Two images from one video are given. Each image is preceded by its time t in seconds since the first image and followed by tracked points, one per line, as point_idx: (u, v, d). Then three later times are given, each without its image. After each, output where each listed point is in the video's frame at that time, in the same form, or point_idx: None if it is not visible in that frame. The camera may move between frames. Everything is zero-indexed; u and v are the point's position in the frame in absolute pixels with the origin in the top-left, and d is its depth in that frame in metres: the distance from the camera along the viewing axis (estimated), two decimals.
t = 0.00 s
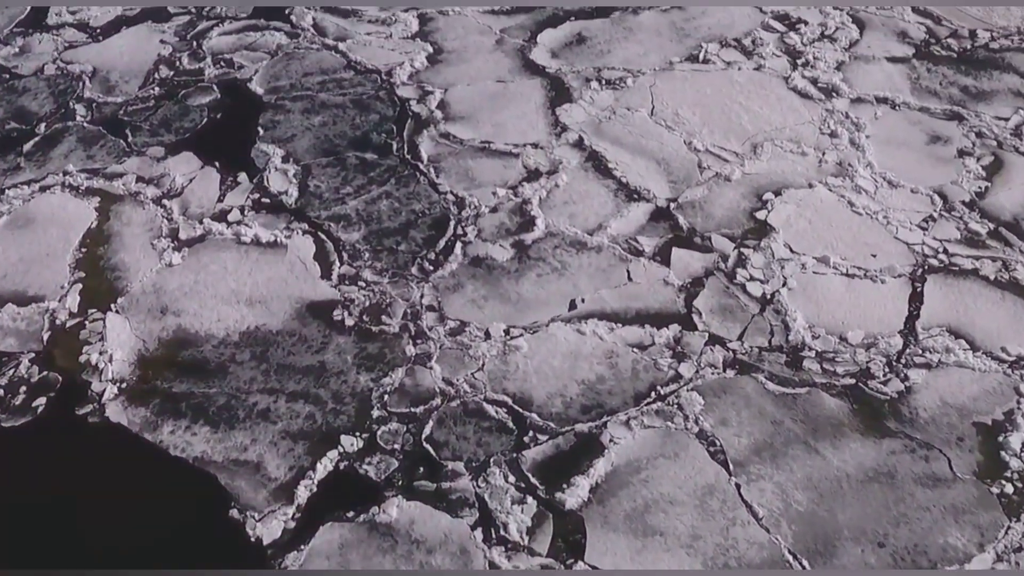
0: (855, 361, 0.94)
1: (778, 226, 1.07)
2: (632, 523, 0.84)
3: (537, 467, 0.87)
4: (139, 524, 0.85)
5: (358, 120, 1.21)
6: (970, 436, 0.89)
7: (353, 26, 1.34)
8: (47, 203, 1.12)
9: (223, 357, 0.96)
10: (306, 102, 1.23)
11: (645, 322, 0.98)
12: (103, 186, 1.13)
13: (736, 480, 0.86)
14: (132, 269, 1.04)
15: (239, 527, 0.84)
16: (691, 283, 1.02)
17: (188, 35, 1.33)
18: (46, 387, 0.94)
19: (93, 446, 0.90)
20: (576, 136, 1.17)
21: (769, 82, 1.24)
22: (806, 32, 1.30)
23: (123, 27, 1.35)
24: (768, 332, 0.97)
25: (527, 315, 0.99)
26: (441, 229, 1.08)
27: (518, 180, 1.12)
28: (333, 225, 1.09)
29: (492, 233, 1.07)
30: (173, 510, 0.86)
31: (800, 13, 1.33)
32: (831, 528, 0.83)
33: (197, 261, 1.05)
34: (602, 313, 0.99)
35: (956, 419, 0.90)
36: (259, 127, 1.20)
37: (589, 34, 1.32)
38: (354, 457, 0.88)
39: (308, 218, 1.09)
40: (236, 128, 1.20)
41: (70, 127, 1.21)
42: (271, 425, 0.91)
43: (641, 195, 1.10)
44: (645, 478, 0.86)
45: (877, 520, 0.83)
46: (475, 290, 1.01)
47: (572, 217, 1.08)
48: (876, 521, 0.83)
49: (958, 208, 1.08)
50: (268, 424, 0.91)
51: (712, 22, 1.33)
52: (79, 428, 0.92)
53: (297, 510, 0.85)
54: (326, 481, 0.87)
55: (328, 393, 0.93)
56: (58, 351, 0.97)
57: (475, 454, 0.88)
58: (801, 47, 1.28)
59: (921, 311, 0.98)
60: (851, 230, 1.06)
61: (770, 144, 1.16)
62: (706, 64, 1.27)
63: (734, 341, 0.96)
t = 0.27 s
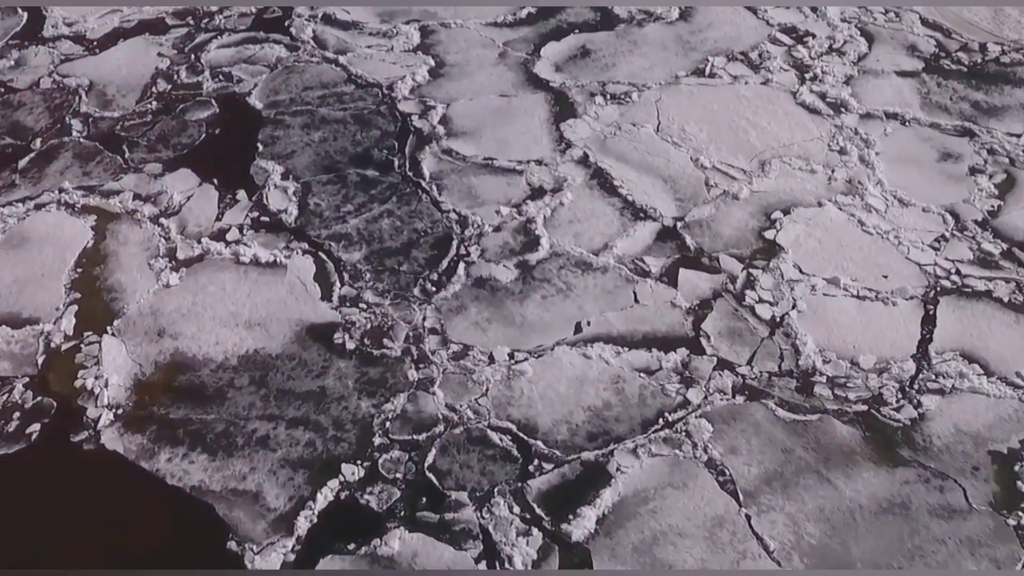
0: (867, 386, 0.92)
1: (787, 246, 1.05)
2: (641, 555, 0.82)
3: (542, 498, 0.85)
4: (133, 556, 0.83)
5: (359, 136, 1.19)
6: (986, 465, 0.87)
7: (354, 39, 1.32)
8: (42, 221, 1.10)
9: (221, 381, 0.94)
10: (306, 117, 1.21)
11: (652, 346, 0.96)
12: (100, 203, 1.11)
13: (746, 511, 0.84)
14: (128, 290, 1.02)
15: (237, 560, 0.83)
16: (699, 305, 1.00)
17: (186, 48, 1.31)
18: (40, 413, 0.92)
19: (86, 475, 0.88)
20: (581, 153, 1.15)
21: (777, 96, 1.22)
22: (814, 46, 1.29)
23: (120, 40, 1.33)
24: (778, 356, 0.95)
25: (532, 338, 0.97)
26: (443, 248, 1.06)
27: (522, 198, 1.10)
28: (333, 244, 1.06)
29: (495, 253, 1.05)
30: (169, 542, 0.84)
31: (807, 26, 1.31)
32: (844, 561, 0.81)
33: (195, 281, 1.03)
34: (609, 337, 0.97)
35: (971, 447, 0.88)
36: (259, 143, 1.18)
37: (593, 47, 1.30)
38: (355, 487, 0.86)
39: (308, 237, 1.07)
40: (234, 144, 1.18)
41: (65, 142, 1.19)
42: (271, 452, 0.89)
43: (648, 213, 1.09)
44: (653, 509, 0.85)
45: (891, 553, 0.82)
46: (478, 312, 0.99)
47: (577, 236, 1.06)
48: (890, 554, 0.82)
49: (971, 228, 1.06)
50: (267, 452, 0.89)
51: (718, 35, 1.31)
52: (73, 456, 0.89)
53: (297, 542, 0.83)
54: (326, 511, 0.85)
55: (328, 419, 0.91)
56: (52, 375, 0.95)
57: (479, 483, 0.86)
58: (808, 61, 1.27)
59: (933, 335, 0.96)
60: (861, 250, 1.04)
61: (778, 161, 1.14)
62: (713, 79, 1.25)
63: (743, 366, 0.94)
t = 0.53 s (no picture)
0: (880, 413, 0.91)
1: (796, 267, 1.03)
2: None
3: (548, 530, 0.84)
4: None
5: (360, 152, 1.17)
6: (1002, 496, 0.85)
7: (355, 51, 1.30)
8: (38, 241, 1.08)
9: (220, 407, 0.92)
10: (306, 133, 1.19)
11: (660, 371, 0.94)
12: (96, 222, 1.09)
13: (756, 543, 0.83)
14: (125, 313, 1.00)
15: None
16: (708, 328, 0.98)
17: (184, 61, 1.29)
18: (34, 440, 0.90)
19: (80, 506, 0.86)
20: (586, 169, 1.13)
21: (785, 112, 1.20)
22: (822, 59, 1.27)
23: (118, 53, 1.31)
24: (788, 381, 0.93)
25: (537, 363, 0.95)
26: (446, 269, 1.04)
27: (526, 217, 1.08)
28: (334, 264, 1.04)
29: (499, 274, 1.03)
30: None
31: (816, 40, 1.29)
32: None
33: (193, 303, 1.01)
34: (615, 361, 0.95)
35: (987, 477, 0.86)
36: (258, 159, 1.16)
37: (598, 60, 1.28)
38: (356, 518, 0.85)
39: (308, 257, 1.05)
40: (233, 160, 1.16)
41: (61, 158, 1.17)
42: (270, 482, 0.87)
43: (654, 232, 1.07)
44: (661, 541, 0.83)
45: None
46: (482, 335, 0.98)
47: (582, 256, 1.04)
48: None
49: (984, 248, 1.04)
50: (267, 481, 0.87)
51: (724, 48, 1.29)
52: (68, 485, 0.88)
53: None
54: (327, 544, 0.83)
55: (329, 447, 0.89)
56: (47, 401, 0.93)
57: (483, 515, 0.85)
58: (817, 75, 1.25)
59: (947, 359, 0.94)
60: (872, 271, 1.02)
61: (787, 179, 1.12)
62: (720, 93, 1.23)
63: (752, 392, 0.92)
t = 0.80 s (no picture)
0: (893, 441, 0.89)
1: (806, 289, 1.01)
2: None
3: (554, 563, 0.82)
4: None
5: (362, 169, 1.14)
6: (1019, 528, 0.84)
7: (356, 65, 1.28)
8: (33, 260, 1.06)
9: (218, 434, 0.90)
10: (306, 149, 1.17)
11: (668, 397, 0.92)
12: (93, 241, 1.07)
13: None
14: (122, 336, 0.98)
15: None
16: (716, 352, 0.96)
17: (183, 75, 1.28)
18: (28, 469, 0.88)
19: (76, 538, 0.85)
20: (592, 187, 1.11)
21: (793, 127, 1.18)
22: (831, 73, 1.25)
23: (115, 66, 1.29)
24: (799, 408, 0.91)
25: (542, 388, 0.93)
26: (449, 290, 1.02)
27: (530, 236, 1.06)
28: (335, 285, 1.02)
29: (503, 296, 1.01)
30: None
31: (824, 53, 1.27)
32: None
33: (191, 325, 0.99)
34: (622, 387, 0.93)
35: (1003, 508, 0.85)
36: (257, 176, 1.14)
37: (603, 75, 1.26)
38: (358, 550, 0.83)
39: (309, 278, 1.03)
40: (232, 177, 1.14)
41: (58, 175, 1.15)
42: (270, 512, 0.86)
43: (661, 253, 1.05)
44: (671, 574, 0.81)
45: None
46: (486, 359, 0.96)
47: (588, 277, 1.02)
48: None
49: (997, 270, 1.02)
50: (267, 512, 0.86)
51: (731, 61, 1.27)
52: (63, 516, 0.86)
53: None
54: None
55: (330, 477, 0.87)
56: (42, 428, 0.91)
57: (488, 547, 0.83)
58: (826, 90, 1.23)
59: (961, 385, 0.92)
60: (884, 293, 1.00)
61: (796, 197, 1.10)
62: (727, 108, 1.21)
63: (762, 419, 0.90)
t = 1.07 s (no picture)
0: (906, 470, 0.87)
1: (816, 311, 0.99)
2: None
3: None
4: None
5: (363, 186, 1.12)
6: None
7: (357, 79, 1.26)
8: (27, 280, 1.04)
9: (217, 463, 0.89)
10: (306, 166, 1.15)
11: (676, 424, 0.90)
12: (89, 261, 1.05)
13: None
14: (118, 359, 0.96)
15: None
16: (725, 377, 0.94)
17: (181, 89, 1.26)
18: (21, 498, 0.86)
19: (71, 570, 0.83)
20: (597, 206, 1.09)
21: (802, 144, 1.16)
22: (840, 88, 1.23)
23: (112, 79, 1.27)
24: (811, 435, 0.89)
25: (547, 414, 0.91)
26: (452, 312, 1.00)
27: (535, 257, 1.04)
28: (335, 307, 1.00)
29: (508, 318, 0.99)
30: None
31: (833, 67, 1.25)
32: None
33: (189, 349, 0.97)
34: (629, 413, 0.91)
35: (1019, 540, 0.83)
36: (257, 194, 1.12)
37: (608, 89, 1.24)
38: None
39: (309, 299, 1.01)
40: (231, 194, 1.12)
41: (54, 193, 1.13)
42: (270, 544, 0.84)
43: (668, 274, 1.03)
44: None
45: None
46: (490, 384, 0.94)
47: (594, 299, 1.00)
48: None
49: (1011, 292, 1.00)
50: (268, 543, 0.84)
51: (738, 75, 1.25)
52: (58, 547, 0.84)
53: None
54: None
55: (331, 507, 0.86)
56: (35, 456, 0.89)
57: None
58: (835, 105, 1.21)
59: (976, 411, 0.90)
60: (896, 315, 0.98)
61: (805, 216, 1.08)
62: (734, 124, 1.19)
63: (773, 447, 0.88)
